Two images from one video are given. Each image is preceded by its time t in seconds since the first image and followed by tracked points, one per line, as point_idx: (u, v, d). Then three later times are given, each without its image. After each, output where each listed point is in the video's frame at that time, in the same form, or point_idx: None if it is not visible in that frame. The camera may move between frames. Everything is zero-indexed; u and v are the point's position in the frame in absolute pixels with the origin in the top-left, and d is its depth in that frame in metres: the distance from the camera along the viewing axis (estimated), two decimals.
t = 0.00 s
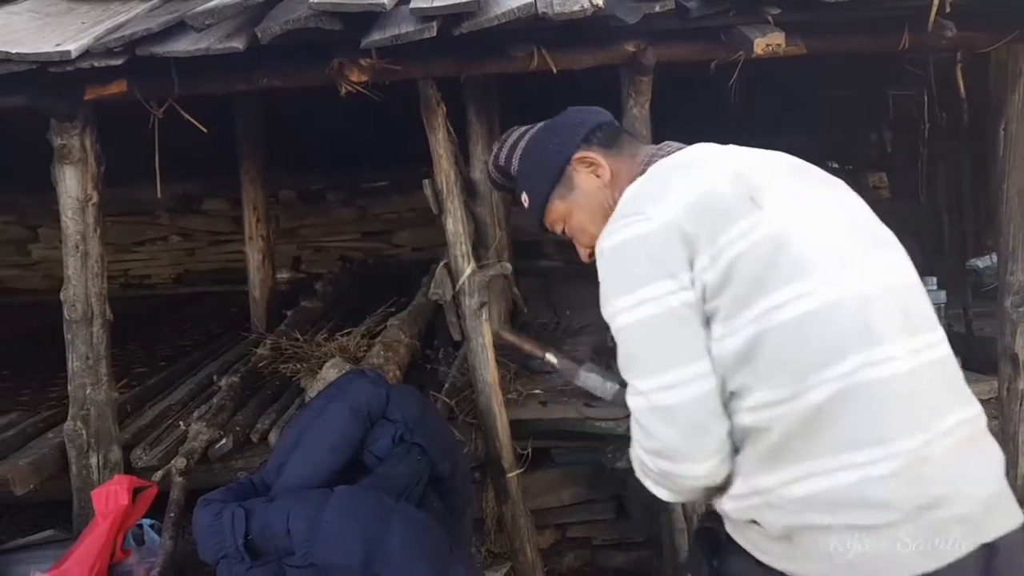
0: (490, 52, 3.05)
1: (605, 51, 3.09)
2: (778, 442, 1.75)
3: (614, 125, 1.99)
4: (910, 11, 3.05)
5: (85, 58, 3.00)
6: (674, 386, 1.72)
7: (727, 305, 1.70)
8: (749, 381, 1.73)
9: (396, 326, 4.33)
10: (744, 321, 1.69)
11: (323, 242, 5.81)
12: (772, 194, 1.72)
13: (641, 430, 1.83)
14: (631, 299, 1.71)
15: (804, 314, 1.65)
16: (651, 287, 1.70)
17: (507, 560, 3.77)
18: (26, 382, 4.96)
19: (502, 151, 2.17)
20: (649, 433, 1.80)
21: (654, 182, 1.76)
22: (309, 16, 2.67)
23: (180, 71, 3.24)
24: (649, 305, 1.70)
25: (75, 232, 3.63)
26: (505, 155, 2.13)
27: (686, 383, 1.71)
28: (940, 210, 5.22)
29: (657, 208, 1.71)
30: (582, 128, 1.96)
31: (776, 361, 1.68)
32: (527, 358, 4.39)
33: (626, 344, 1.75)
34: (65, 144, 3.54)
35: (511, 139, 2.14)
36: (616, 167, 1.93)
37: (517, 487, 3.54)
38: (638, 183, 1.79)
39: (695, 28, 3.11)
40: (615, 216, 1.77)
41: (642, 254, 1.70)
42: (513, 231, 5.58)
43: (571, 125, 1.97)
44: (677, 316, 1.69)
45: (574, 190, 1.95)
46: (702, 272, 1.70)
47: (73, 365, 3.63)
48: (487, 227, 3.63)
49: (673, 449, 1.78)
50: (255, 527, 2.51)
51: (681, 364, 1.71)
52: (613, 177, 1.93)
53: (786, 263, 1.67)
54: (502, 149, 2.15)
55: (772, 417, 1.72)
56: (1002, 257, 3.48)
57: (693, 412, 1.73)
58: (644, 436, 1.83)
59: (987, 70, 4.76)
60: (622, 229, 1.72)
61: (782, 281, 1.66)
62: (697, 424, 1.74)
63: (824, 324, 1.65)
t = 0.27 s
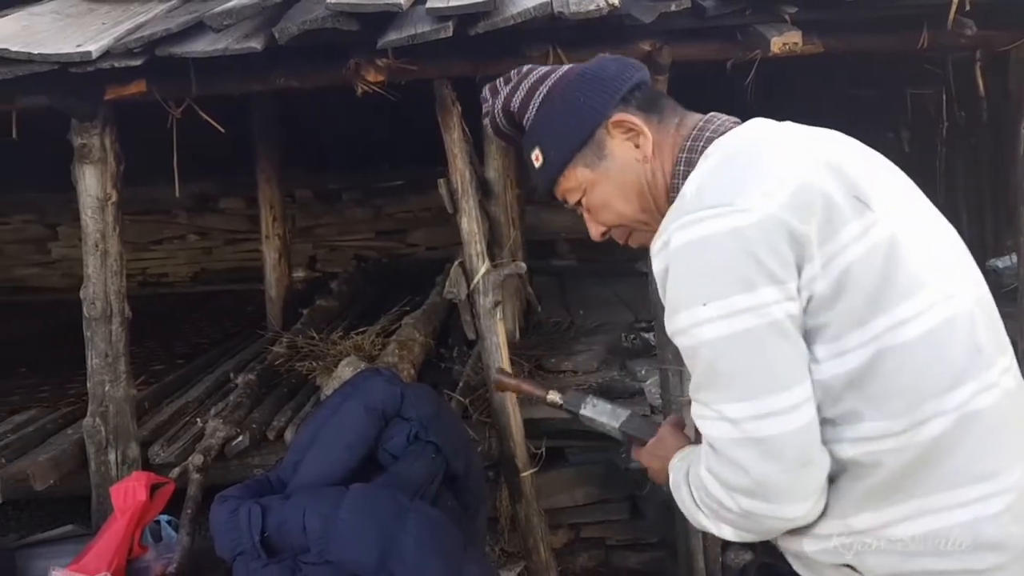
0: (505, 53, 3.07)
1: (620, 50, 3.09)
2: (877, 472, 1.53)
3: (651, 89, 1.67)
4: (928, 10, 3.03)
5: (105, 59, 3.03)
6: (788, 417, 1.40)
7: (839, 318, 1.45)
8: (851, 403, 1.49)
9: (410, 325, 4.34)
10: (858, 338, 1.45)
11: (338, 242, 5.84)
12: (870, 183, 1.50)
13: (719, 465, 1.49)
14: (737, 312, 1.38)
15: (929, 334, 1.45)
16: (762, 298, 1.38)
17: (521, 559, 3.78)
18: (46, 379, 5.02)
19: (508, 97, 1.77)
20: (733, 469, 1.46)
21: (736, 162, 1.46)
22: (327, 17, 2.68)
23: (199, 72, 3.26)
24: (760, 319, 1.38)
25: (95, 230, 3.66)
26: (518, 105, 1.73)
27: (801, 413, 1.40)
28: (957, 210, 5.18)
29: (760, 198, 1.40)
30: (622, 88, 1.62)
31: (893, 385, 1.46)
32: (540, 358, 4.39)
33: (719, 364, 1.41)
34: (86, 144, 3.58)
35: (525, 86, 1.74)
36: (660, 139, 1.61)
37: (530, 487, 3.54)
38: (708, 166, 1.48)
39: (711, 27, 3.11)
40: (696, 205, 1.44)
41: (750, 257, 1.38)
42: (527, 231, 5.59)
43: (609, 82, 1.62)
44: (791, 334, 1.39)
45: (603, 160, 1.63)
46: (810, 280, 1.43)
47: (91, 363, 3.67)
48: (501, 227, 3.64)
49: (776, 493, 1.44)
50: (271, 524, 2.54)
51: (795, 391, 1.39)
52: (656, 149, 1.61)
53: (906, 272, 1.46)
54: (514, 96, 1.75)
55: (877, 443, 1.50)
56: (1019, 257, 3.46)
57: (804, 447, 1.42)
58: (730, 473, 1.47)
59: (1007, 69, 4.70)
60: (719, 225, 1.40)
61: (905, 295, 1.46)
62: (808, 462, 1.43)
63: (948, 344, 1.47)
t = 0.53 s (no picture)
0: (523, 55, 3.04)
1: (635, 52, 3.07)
2: (876, 524, 1.28)
3: (642, 65, 1.39)
4: (949, 9, 2.99)
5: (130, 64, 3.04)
6: (794, 455, 1.12)
7: (853, 345, 1.19)
8: (850, 444, 1.24)
9: (427, 326, 4.33)
10: (867, 370, 1.20)
11: (355, 244, 5.85)
12: (884, 194, 1.27)
13: (711, 505, 1.18)
14: (744, 328, 1.11)
15: (939, 372, 1.23)
16: (772, 314, 1.11)
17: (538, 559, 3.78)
18: (69, 378, 5.07)
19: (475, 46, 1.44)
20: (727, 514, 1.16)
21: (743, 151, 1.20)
22: (347, 22, 2.67)
23: (221, 77, 3.27)
24: (768, 340, 1.11)
25: (120, 233, 3.67)
26: (487, 60, 1.41)
27: (810, 452, 1.13)
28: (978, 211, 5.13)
29: (774, 198, 1.14)
30: (612, 57, 1.34)
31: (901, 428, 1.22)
32: (557, 358, 4.38)
33: (720, 390, 1.13)
34: (111, 148, 3.60)
35: (500, 37, 1.41)
36: (647, 122, 1.34)
37: (547, 488, 3.45)
38: (709, 157, 1.22)
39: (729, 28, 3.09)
40: (699, 200, 1.17)
41: (762, 264, 1.11)
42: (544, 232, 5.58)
43: (598, 49, 1.33)
44: (802, 362, 1.12)
45: (577, 137, 1.35)
46: (826, 300, 1.17)
47: (116, 362, 3.66)
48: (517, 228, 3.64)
49: (783, 538, 1.14)
50: (292, 523, 2.54)
51: (804, 424, 1.12)
52: (637, 133, 1.34)
53: (919, 301, 1.23)
54: (485, 48, 1.42)
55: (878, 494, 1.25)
56: None
57: (815, 484, 1.13)
58: (728, 510, 1.16)
59: None
60: (727, 224, 1.13)
61: (919, 324, 1.23)
62: (817, 505, 1.14)
63: (956, 383, 1.25)
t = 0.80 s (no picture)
0: (545, 56, 3.00)
1: (657, 53, 3.04)
2: None
3: (523, 57, 1.14)
4: (978, 7, 2.94)
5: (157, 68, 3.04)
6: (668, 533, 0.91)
7: (740, 402, 1.00)
8: (722, 515, 1.06)
9: (448, 326, 4.33)
10: (746, 435, 1.03)
11: (375, 245, 5.83)
12: (777, 232, 1.10)
13: None
14: (615, 376, 0.88)
15: (822, 438, 1.07)
16: (651, 361, 0.89)
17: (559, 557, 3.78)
18: (98, 377, 5.14)
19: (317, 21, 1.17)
20: None
21: (629, 166, 0.99)
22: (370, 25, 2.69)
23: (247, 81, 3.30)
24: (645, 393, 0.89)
25: (147, 234, 3.68)
26: (329, 45, 1.15)
27: (685, 529, 0.91)
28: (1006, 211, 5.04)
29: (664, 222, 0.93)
30: (469, 45, 1.07)
31: (782, 499, 1.06)
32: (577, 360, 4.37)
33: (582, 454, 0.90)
34: (138, 151, 3.61)
35: (346, 15, 1.15)
36: (512, 131, 1.07)
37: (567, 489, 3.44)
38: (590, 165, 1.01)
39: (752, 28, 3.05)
40: (577, 217, 0.95)
41: (646, 303, 0.89)
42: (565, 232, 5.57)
43: (452, 36, 1.07)
44: (685, 424, 0.91)
45: (424, 146, 1.08)
46: (717, 348, 0.97)
47: (143, 362, 3.67)
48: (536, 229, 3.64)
49: None
50: (316, 521, 2.54)
51: (681, 496, 0.90)
52: (495, 145, 1.07)
53: (805, 354, 1.07)
54: (329, 28, 1.16)
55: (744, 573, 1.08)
56: None
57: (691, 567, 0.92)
58: None
59: None
60: (612, 248, 0.91)
61: (810, 386, 1.07)
62: None
63: (839, 447, 1.11)
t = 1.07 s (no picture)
0: (571, 53, 2.96)
1: (686, 50, 2.98)
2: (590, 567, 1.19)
3: (377, 15, 1.12)
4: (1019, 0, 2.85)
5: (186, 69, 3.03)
6: (506, 519, 1.00)
7: (602, 397, 1.08)
8: (582, 493, 1.13)
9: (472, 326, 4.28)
10: (611, 433, 1.11)
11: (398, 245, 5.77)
12: (654, 229, 1.16)
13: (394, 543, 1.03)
14: (448, 368, 0.96)
15: (676, 433, 1.15)
16: (487, 360, 0.96)
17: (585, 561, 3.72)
18: (127, 376, 5.15)
19: None
20: (409, 561, 1.02)
21: (502, 153, 1.05)
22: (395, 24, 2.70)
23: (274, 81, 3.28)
24: (487, 387, 0.97)
25: (176, 234, 3.67)
26: (163, 12, 1.16)
27: (521, 516, 1.01)
28: None
29: (525, 217, 0.99)
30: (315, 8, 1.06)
31: (633, 482, 1.14)
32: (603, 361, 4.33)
33: (427, 439, 0.97)
34: (168, 152, 3.60)
35: None
36: (366, 108, 1.09)
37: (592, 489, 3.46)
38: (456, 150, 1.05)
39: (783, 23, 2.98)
40: (434, 204, 1.02)
41: (491, 298, 0.96)
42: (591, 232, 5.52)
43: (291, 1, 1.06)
44: (522, 422, 0.99)
45: (270, 122, 1.10)
46: (577, 342, 1.03)
47: (172, 360, 3.70)
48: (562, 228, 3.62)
49: None
50: (343, 520, 2.51)
51: (509, 483, 0.99)
52: (339, 122, 1.10)
53: (667, 354, 1.14)
54: None
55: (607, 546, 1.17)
56: None
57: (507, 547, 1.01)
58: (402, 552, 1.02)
59: None
60: (469, 243, 0.97)
61: (673, 386, 1.15)
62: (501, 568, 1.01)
63: (697, 441, 1.19)
